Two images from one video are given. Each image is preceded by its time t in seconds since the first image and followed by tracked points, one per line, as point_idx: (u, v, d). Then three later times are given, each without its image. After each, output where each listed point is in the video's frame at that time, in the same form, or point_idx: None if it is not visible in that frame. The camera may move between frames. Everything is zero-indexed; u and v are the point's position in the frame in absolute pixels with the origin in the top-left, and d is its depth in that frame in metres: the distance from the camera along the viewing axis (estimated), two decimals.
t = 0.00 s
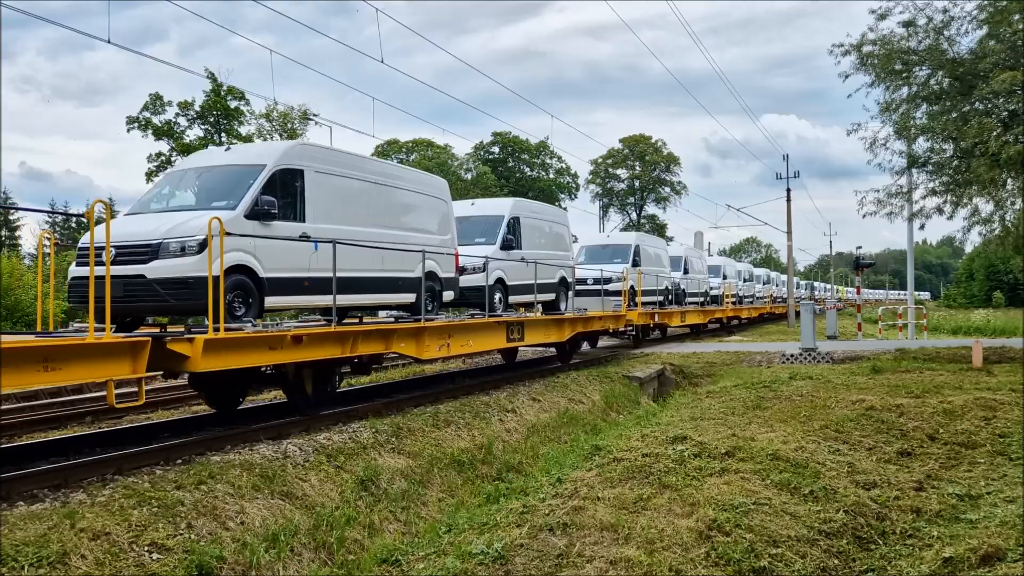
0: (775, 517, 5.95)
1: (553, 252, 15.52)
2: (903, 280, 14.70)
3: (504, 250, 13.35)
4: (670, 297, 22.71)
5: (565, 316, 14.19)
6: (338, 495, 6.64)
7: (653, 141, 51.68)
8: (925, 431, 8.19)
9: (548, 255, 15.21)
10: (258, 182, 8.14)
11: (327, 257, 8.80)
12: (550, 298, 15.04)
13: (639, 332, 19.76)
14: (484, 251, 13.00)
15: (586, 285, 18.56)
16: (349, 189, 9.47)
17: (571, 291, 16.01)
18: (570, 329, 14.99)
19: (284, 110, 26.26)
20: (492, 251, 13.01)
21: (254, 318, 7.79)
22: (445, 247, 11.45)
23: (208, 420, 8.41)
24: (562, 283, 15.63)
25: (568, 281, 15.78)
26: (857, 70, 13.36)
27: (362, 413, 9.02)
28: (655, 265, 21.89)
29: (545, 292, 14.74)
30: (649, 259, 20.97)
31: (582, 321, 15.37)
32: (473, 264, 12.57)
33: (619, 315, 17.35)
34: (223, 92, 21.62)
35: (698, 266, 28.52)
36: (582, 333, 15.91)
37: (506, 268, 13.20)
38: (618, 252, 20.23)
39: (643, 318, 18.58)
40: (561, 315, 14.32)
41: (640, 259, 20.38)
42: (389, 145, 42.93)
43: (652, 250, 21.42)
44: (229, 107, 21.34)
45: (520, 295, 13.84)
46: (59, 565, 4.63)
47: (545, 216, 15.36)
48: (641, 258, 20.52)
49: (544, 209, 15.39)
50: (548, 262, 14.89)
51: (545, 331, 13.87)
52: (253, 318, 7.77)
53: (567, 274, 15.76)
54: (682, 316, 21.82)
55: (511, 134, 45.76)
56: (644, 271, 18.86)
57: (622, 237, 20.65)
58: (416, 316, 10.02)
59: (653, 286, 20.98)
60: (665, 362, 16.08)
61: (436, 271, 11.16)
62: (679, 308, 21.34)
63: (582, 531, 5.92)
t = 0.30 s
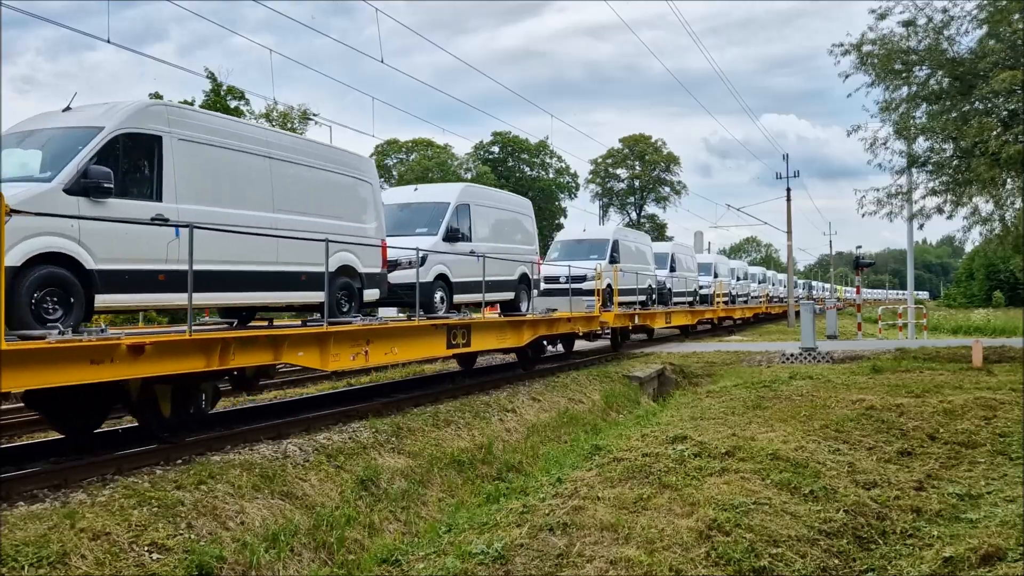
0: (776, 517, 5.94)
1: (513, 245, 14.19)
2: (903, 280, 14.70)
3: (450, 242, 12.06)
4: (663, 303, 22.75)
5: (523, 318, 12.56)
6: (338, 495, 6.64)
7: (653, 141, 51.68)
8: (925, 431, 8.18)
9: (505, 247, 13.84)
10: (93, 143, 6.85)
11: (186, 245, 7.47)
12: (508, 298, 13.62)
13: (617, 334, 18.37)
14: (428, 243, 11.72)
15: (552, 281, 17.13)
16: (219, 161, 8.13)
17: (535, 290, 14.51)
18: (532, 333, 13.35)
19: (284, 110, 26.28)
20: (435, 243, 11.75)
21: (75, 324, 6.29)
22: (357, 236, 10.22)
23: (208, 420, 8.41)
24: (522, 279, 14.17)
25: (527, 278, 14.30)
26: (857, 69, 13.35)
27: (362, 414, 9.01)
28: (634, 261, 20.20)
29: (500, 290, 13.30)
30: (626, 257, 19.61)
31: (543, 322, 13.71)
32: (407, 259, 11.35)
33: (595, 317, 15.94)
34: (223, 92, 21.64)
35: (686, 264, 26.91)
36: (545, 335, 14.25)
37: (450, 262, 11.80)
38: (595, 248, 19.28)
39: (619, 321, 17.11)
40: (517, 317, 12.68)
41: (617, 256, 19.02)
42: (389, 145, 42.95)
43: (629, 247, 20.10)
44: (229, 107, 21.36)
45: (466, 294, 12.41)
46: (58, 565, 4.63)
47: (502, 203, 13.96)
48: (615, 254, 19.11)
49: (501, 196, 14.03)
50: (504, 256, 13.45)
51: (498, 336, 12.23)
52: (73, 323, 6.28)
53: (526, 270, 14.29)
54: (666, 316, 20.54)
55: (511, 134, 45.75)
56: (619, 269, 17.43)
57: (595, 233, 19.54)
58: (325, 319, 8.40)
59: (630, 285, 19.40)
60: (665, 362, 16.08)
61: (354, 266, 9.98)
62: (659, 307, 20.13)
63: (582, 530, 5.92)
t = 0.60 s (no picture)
0: (776, 517, 5.94)
1: (458, 235, 12.72)
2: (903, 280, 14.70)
3: (375, 232, 10.61)
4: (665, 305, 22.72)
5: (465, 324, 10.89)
6: (338, 495, 6.64)
7: (653, 141, 51.67)
8: (925, 431, 8.18)
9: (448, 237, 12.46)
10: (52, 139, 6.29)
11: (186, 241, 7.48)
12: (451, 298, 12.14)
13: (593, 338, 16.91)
14: (346, 234, 10.18)
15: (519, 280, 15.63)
16: (139, 144, 7.10)
17: (487, 288, 13.11)
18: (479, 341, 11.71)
19: (284, 110, 26.29)
20: (354, 233, 10.25)
21: None
22: (250, 225, 8.53)
23: (209, 420, 8.41)
24: (471, 276, 12.81)
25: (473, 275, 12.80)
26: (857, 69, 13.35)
27: (362, 413, 9.01)
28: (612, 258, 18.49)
29: (441, 289, 11.86)
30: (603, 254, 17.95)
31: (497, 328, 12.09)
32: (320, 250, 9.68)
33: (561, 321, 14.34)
34: (223, 92, 21.64)
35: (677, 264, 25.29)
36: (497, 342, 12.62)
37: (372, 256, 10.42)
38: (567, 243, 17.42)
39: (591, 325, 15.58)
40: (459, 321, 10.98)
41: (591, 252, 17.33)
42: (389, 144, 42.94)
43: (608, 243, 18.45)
44: (229, 107, 21.35)
45: (399, 293, 11.00)
46: (59, 565, 4.63)
47: (442, 188, 12.48)
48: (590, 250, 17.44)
49: (442, 179, 12.57)
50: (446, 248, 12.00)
51: (435, 345, 10.55)
52: None
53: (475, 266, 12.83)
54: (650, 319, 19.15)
55: (511, 134, 45.76)
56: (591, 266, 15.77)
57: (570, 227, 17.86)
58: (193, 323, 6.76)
59: (603, 284, 17.64)
60: (665, 362, 16.08)
61: (237, 260, 8.12)
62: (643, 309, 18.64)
63: (582, 530, 5.92)
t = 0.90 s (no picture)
0: (775, 517, 5.94)
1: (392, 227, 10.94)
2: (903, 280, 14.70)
3: (264, 217, 8.68)
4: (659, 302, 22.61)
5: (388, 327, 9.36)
6: (338, 495, 6.65)
7: (653, 141, 51.67)
8: (925, 431, 8.18)
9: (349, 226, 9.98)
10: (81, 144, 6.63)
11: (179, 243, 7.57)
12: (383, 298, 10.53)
13: (561, 342, 15.59)
14: (226, 219, 8.23)
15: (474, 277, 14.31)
16: (68, 128, 6.38)
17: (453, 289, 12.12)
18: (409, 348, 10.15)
19: (284, 110, 26.28)
20: (236, 218, 8.31)
21: None
22: (85, 202, 6.47)
23: (209, 420, 8.40)
24: (398, 274, 10.88)
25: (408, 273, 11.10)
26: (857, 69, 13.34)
27: (362, 413, 9.01)
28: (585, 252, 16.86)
29: (359, 289, 9.95)
30: (574, 248, 16.38)
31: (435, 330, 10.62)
32: (187, 240, 7.70)
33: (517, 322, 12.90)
34: (223, 92, 21.64)
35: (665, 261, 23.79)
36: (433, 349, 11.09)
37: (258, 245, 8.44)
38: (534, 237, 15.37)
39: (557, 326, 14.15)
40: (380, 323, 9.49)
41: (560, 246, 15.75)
42: (389, 145, 42.95)
43: (581, 237, 16.87)
44: (229, 107, 21.36)
45: (293, 292, 8.97)
46: (59, 566, 4.63)
47: (352, 165, 10.23)
48: (557, 244, 15.50)
49: (356, 157, 10.34)
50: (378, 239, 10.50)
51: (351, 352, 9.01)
52: None
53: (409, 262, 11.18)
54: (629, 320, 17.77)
55: (511, 134, 45.76)
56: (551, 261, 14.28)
57: (539, 217, 15.84)
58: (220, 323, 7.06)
59: (574, 281, 15.97)
60: (665, 362, 16.09)
61: (260, 267, 8.47)
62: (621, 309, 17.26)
63: (582, 530, 5.92)
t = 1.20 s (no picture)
0: (776, 517, 5.94)
1: (284, 213, 9.02)
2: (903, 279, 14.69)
3: (94, 193, 6.75)
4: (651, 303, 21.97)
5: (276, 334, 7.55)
6: (338, 495, 6.65)
7: (653, 141, 51.67)
8: (925, 431, 8.18)
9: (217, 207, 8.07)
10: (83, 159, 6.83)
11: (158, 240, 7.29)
12: (274, 298, 8.73)
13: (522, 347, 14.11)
14: (37, 198, 6.29)
15: (422, 274, 12.80)
16: None
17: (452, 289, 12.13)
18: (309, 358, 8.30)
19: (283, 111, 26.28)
20: (51, 197, 6.41)
21: None
22: None
23: (208, 420, 8.41)
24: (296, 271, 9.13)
25: (315, 269, 9.55)
26: (856, 69, 13.32)
27: (361, 414, 9.01)
28: (549, 247, 15.15)
29: (233, 287, 8.11)
30: (537, 242, 14.69)
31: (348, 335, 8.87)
32: None
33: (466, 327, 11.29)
34: (222, 93, 21.63)
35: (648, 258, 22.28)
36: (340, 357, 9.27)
37: (78, 233, 6.43)
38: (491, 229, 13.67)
39: (518, 330, 12.73)
40: (264, 328, 7.69)
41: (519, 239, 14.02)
42: (389, 145, 42.97)
43: (546, 228, 15.16)
44: (228, 108, 21.36)
45: (133, 292, 6.98)
46: (59, 566, 4.63)
47: (192, 123, 7.92)
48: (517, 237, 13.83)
49: (225, 123, 8.35)
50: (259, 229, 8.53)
51: (225, 367, 7.14)
52: None
53: (315, 256, 9.52)
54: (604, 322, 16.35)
55: (511, 134, 45.75)
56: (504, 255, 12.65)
57: (497, 208, 14.16)
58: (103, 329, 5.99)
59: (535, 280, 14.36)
60: (665, 362, 16.09)
61: (86, 260, 6.52)
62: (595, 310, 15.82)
63: (582, 530, 5.92)
